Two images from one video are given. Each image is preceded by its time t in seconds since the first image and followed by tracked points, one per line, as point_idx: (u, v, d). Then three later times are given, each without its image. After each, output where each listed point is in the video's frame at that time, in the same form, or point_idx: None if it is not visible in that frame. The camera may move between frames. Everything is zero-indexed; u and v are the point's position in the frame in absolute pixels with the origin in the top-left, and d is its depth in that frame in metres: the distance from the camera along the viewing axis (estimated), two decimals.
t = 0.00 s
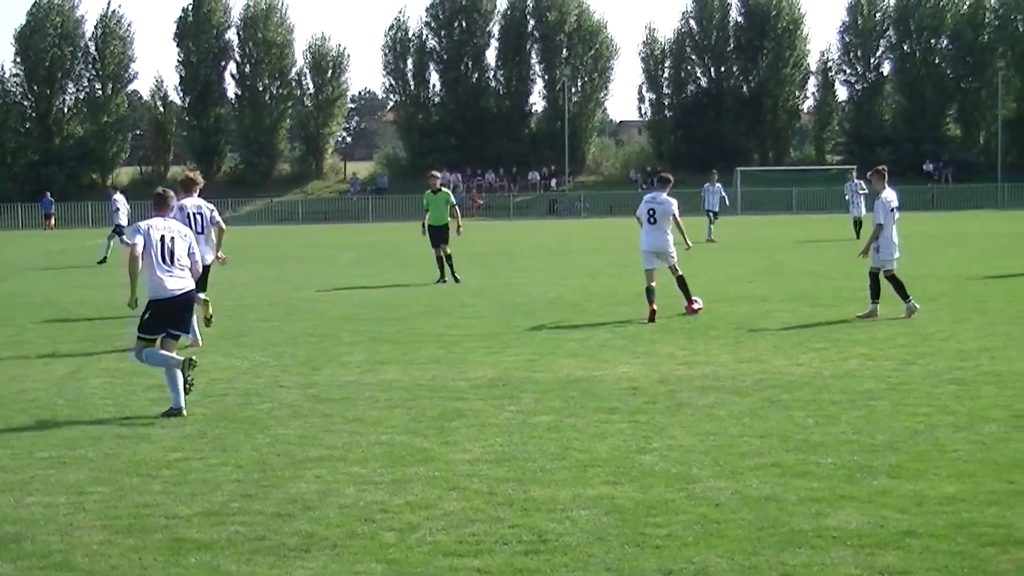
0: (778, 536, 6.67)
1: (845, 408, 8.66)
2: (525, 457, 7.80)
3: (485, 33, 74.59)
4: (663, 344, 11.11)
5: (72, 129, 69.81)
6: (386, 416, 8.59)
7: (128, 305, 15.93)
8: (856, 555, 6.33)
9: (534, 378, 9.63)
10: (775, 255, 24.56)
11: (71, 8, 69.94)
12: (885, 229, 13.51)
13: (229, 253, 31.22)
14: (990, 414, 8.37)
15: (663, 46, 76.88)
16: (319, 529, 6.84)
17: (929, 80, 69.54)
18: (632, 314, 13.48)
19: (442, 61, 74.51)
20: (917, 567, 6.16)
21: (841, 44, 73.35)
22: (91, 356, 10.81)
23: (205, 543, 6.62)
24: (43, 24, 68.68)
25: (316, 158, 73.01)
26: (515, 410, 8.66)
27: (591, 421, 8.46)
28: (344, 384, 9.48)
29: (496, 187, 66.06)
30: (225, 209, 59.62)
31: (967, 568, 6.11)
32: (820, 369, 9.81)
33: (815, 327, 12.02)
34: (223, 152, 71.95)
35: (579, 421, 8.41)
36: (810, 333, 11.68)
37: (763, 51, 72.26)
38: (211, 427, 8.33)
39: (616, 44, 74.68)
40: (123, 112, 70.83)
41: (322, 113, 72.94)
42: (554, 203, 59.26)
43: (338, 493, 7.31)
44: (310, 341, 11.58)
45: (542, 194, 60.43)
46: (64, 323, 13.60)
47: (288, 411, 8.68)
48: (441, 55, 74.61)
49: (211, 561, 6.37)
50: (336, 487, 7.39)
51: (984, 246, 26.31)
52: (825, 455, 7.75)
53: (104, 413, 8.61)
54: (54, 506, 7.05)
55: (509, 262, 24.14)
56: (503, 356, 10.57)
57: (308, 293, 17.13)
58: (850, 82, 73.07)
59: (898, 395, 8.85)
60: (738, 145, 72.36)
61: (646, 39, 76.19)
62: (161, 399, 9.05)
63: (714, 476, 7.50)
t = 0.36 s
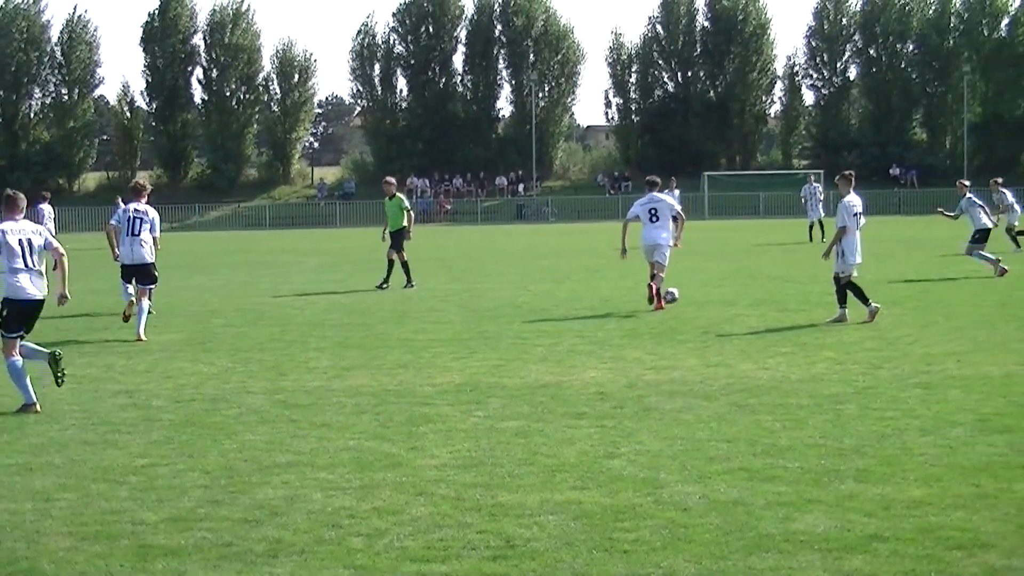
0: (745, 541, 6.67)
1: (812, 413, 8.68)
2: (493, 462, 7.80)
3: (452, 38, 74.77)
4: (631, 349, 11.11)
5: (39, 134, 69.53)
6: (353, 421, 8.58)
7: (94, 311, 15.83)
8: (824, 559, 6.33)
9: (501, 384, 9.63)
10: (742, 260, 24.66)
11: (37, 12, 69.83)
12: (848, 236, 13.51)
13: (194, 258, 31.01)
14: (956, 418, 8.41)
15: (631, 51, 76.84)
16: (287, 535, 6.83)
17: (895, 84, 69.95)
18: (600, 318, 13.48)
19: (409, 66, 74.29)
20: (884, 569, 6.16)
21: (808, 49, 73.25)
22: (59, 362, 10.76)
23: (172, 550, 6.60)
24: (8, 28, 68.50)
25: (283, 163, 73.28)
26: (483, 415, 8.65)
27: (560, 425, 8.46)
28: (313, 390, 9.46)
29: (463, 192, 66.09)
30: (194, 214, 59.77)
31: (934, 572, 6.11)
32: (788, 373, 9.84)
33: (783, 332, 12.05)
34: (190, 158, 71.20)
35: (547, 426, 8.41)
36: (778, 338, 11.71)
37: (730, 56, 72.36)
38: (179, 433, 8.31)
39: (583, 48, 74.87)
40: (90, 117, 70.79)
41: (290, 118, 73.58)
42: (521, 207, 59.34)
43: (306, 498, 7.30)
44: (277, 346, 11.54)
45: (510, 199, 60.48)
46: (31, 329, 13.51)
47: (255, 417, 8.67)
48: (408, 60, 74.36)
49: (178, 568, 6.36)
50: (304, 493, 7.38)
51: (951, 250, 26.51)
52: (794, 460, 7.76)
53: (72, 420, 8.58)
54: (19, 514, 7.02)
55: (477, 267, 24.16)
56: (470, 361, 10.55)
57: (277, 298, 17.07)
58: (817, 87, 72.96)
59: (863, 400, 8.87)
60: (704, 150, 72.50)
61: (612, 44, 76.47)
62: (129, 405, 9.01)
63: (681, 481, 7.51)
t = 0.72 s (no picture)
0: (726, 545, 6.69)
1: (793, 418, 8.70)
2: (475, 468, 7.80)
3: (433, 44, 75.04)
4: (613, 354, 11.12)
5: (19, 143, 69.58)
6: (335, 428, 8.58)
7: (74, 319, 15.75)
8: (805, 563, 6.34)
9: (483, 390, 9.63)
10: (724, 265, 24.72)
11: (17, 21, 69.42)
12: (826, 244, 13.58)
13: (174, 265, 30.90)
14: (936, 422, 8.44)
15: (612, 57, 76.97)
16: (269, 542, 6.84)
17: (875, 89, 70.25)
18: (582, 324, 13.48)
19: (391, 73, 74.48)
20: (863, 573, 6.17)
21: (788, 54, 73.67)
22: (41, 370, 10.73)
23: (154, 558, 6.61)
24: None
25: (265, 171, 72.88)
26: (464, 421, 8.67)
27: (541, 431, 8.48)
28: (294, 397, 9.45)
29: (445, 198, 66.14)
30: (175, 223, 59.61)
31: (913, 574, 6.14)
32: (768, 378, 9.87)
33: (765, 337, 12.07)
34: (172, 165, 71.49)
35: (529, 432, 8.42)
36: (759, 343, 11.73)
37: (711, 62, 72.69)
38: (161, 441, 8.30)
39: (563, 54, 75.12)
40: (70, 125, 70.56)
41: (271, 125, 73.10)
42: (503, 213, 59.43)
43: (288, 506, 7.31)
44: (259, 354, 11.52)
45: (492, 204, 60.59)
46: (12, 337, 13.46)
47: (236, 425, 8.67)
48: (389, 67, 74.56)
49: None
50: (286, 500, 7.38)
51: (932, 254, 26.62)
52: (775, 465, 7.78)
53: (53, 428, 8.57)
54: None
55: (459, 274, 24.17)
56: (452, 368, 10.56)
57: (258, 306, 17.04)
58: (797, 92, 73.28)
59: (843, 405, 8.89)
60: (686, 155, 72.69)
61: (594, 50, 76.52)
62: (110, 413, 8.99)
63: (662, 486, 7.53)
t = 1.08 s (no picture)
0: (720, 546, 6.69)
1: (787, 418, 8.71)
2: (469, 469, 7.80)
3: (427, 45, 74.99)
4: (608, 356, 11.13)
5: (13, 144, 69.45)
6: (329, 429, 8.58)
7: (67, 320, 15.70)
8: (798, 564, 6.34)
9: (477, 391, 9.64)
10: (718, 266, 24.75)
11: (10, 22, 69.41)
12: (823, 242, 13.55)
13: (166, 267, 30.88)
14: (931, 423, 8.45)
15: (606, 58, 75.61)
16: (262, 543, 6.84)
17: (870, 90, 70.25)
18: (576, 325, 13.47)
19: (385, 74, 74.38)
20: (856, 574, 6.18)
21: (782, 56, 73.48)
22: (34, 371, 10.69)
23: (148, 559, 6.61)
24: None
25: (260, 171, 73.19)
26: (458, 422, 8.67)
27: (535, 432, 8.48)
28: (288, 398, 9.45)
29: (439, 200, 66.13)
30: (169, 223, 59.40)
31: None
32: (763, 380, 9.88)
33: (759, 338, 12.08)
34: (166, 166, 71.48)
35: (523, 433, 8.42)
36: (753, 344, 11.74)
37: (705, 63, 72.77)
38: (155, 442, 8.30)
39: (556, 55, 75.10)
40: (65, 126, 70.29)
41: (266, 126, 73.70)
42: (498, 215, 59.38)
43: (283, 506, 7.31)
44: (254, 355, 11.53)
45: (486, 206, 60.49)
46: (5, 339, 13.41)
47: (230, 426, 8.67)
48: (384, 68, 74.47)
49: None
50: (280, 501, 7.38)
51: (926, 255, 26.68)
52: (770, 466, 7.78)
53: (49, 429, 8.55)
54: None
55: (452, 275, 24.13)
56: (447, 369, 10.57)
57: (251, 307, 17.00)
58: (792, 94, 73.29)
59: (837, 406, 8.90)
60: (680, 156, 72.59)
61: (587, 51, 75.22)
62: (105, 414, 8.98)
63: (657, 487, 7.52)
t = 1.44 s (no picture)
0: (775, 544, 6.65)
1: (842, 416, 8.65)
2: (523, 467, 7.80)
3: (478, 44, 75.16)
4: (661, 353, 11.11)
5: (70, 144, 70.44)
6: (383, 427, 8.61)
7: (123, 318, 15.90)
8: (855, 563, 6.30)
9: (530, 388, 9.64)
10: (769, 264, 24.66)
11: (66, 23, 70.16)
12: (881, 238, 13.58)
13: (219, 265, 31.25)
14: (988, 422, 8.37)
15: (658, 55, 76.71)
16: (318, 539, 6.87)
17: (924, 87, 69.72)
18: (629, 323, 13.47)
19: (437, 72, 74.75)
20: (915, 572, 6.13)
21: (835, 52, 73.27)
22: (90, 369, 10.81)
23: (204, 555, 6.65)
24: (38, 38, 68.85)
25: (314, 170, 73.28)
26: (512, 420, 8.66)
27: (589, 430, 8.46)
28: (341, 396, 9.49)
29: (492, 198, 66.69)
30: (223, 222, 60.17)
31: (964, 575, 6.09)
32: (818, 377, 9.82)
33: (813, 335, 12.02)
34: (219, 165, 72.26)
35: (576, 430, 8.42)
36: (807, 341, 11.68)
37: (757, 59, 72.13)
38: (211, 439, 8.34)
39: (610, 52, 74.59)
40: (121, 125, 71.71)
41: (319, 124, 73.58)
42: (550, 212, 59.51)
43: (337, 504, 7.32)
44: (307, 352, 11.59)
45: (539, 204, 60.66)
46: (62, 336, 13.59)
47: (284, 423, 8.71)
48: (436, 67, 74.82)
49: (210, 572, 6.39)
50: (335, 498, 7.40)
51: (980, 252, 26.43)
52: (825, 464, 7.73)
53: (105, 426, 8.63)
54: (54, 519, 7.09)
55: (504, 273, 24.23)
56: (500, 366, 10.57)
57: (304, 305, 17.13)
58: (846, 90, 72.88)
59: (894, 404, 8.83)
60: (733, 154, 72.40)
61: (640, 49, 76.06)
62: (161, 411, 9.05)
63: (712, 485, 7.50)
